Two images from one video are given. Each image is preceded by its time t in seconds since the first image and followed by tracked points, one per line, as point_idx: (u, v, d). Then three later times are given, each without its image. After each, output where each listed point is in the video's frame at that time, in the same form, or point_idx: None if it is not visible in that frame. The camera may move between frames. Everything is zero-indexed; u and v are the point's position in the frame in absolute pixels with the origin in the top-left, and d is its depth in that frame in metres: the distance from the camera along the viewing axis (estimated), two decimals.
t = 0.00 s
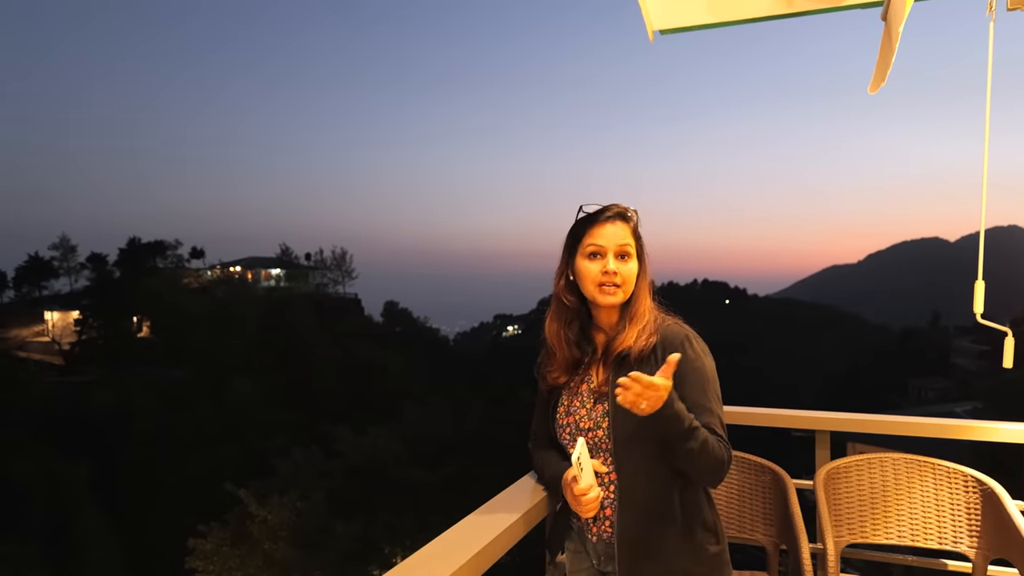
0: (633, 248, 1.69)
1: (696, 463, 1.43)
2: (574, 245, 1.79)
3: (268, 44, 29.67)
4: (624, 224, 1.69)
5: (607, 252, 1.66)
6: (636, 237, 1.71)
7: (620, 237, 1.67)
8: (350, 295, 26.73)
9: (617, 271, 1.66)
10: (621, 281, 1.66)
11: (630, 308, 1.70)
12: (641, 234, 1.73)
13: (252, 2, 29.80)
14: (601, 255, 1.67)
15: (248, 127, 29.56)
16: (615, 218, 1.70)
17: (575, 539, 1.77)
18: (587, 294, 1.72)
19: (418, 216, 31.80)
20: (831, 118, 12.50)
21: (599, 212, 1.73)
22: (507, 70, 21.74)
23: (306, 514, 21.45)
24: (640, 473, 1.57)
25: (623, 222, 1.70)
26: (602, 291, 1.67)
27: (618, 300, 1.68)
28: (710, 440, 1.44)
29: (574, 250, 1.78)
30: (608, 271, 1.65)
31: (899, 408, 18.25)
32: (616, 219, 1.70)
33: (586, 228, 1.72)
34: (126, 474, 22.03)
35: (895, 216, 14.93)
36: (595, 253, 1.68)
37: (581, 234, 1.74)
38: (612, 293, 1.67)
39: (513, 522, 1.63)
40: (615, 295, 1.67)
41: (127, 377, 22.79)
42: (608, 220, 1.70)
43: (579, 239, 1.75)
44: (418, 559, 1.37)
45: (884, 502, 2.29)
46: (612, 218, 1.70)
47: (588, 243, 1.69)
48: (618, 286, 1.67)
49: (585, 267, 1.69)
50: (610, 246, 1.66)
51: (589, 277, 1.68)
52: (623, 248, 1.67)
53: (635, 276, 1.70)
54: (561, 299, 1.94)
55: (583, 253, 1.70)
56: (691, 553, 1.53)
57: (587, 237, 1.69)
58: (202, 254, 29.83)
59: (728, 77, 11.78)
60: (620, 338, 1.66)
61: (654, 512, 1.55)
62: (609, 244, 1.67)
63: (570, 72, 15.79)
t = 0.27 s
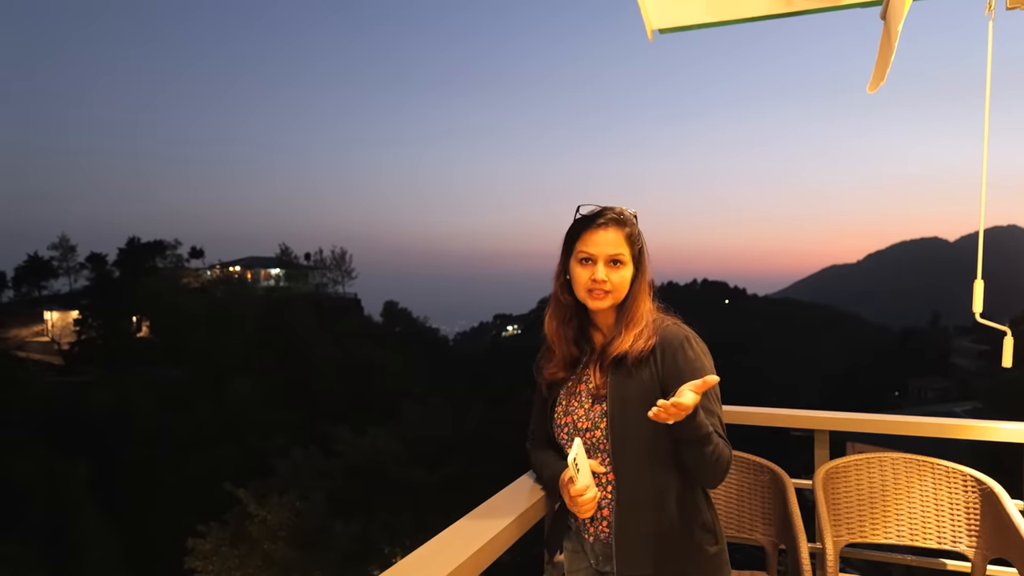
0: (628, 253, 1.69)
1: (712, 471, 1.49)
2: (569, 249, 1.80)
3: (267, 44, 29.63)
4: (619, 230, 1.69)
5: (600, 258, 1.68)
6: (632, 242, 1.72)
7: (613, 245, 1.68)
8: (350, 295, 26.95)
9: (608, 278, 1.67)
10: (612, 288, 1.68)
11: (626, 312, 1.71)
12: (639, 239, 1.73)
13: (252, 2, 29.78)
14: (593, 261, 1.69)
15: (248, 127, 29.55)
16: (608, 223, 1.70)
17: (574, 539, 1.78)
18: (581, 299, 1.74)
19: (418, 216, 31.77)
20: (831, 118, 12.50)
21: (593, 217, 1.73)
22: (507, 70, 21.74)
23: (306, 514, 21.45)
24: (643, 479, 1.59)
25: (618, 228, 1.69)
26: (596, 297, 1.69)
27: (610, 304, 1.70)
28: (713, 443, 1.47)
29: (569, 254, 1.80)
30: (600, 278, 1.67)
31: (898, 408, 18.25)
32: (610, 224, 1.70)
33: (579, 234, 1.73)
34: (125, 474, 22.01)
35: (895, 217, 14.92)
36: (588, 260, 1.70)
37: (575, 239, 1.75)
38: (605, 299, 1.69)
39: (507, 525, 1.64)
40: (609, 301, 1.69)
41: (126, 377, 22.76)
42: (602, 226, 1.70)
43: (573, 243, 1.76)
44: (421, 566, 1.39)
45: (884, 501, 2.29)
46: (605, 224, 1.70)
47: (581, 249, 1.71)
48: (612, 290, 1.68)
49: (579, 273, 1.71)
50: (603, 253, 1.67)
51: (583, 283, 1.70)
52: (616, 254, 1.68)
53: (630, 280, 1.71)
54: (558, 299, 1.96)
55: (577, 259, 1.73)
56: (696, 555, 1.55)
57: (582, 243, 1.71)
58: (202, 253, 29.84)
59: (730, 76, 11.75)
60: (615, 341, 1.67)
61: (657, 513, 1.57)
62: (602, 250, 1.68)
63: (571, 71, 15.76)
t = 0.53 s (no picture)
0: (628, 257, 1.70)
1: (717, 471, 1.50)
2: (568, 253, 1.81)
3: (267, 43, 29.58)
4: (618, 234, 1.69)
5: (601, 263, 1.68)
6: (631, 246, 1.72)
7: (613, 248, 1.68)
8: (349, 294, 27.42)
9: (609, 283, 1.68)
10: (613, 292, 1.68)
11: (626, 314, 1.72)
12: (638, 242, 1.73)
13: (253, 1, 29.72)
14: (593, 266, 1.69)
15: (248, 127, 29.55)
16: (607, 228, 1.70)
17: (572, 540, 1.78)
18: (582, 303, 1.74)
19: (418, 216, 31.76)
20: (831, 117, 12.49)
21: (593, 221, 1.72)
22: (507, 69, 21.74)
23: (305, 514, 21.39)
24: (648, 479, 1.59)
25: (618, 232, 1.70)
26: (597, 300, 1.69)
27: (611, 308, 1.70)
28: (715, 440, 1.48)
29: (569, 257, 1.80)
30: (601, 283, 1.67)
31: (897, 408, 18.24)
32: (609, 229, 1.70)
33: (578, 239, 1.73)
34: (124, 474, 22.01)
35: (894, 216, 14.91)
36: (588, 265, 1.70)
37: (575, 242, 1.75)
38: (605, 303, 1.69)
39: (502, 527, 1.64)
40: (609, 304, 1.70)
41: (126, 377, 22.79)
42: (602, 231, 1.70)
43: (572, 247, 1.76)
44: (420, 565, 1.39)
45: (881, 501, 2.29)
46: (605, 228, 1.70)
47: (581, 254, 1.71)
48: (612, 294, 1.68)
49: (578, 277, 1.71)
50: (603, 258, 1.67)
51: (583, 287, 1.70)
52: (616, 259, 1.68)
53: (630, 283, 1.71)
54: (557, 302, 1.96)
55: (576, 264, 1.72)
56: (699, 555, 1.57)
57: (581, 248, 1.71)
58: (201, 253, 29.87)
59: (729, 75, 11.73)
60: (616, 344, 1.67)
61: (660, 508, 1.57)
62: (602, 255, 1.68)
63: (569, 70, 15.74)
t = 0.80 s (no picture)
0: (625, 258, 1.70)
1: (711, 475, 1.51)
2: (565, 254, 1.81)
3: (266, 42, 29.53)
4: (615, 235, 1.69)
5: (597, 265, 1.68)
6: (628, 247, 1.72)
7: (610, 250, 1.68)
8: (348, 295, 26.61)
9: (607, 284, 1.68)
10: (612, 293, 1.69)
11: (623, 316, 1.72)
12: (634, 244, 1.74)
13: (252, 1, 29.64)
14: (591, 267, 1.69)
15: (247, 127, 29.50)
16: (604, 229, 1.70)
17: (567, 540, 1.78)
18: (579, 305, 1.75)
19: (417, 216, 31.69)
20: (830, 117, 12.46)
21: (589, 223, 1.72)
22: (507, 68, 21.69)
23: (303, 515, 21.68)
24: (645, 479, 1.60)
25: (614, 233, 1.70)
26: (594, 301, 1.69)
27: (608, 310, 1.71)
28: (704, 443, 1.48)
29: (565, 258, 1.80)
30: (599, 285, 1.68)
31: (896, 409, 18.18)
32: (606, 230, 1.70)
33: (575, 240, 1.73)
34: (123, 474, 22.05)
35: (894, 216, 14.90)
36: (585, 266, 1.70)
37: (572, 244, 1.75)
38: (603, 303, 1.69)
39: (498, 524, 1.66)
40: (605, 306, 1.70)
41: (125, 377, 22.82)
42: (599, 233, 1.70)
43: (568, 248, 1.77)
44: (415, 565, 1.40)
45: (877, 501, 2.30)
46: (602, 230, 1.70)
47: (578, 256, 1.71)
48: (610, 295, 1.69)
49: (576, 279, 1.71)
50: (600, 260, 1.68)
51: (581, 289, 1.70)
52: (614, 260, 1.68)
53: (627, 283, 1.71)
54: (555, 303, 1.95)
55: (573, 266, 1.72)
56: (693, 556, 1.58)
57: (578, 250, 1.71)
58: (199, 253, 29.92)
59: (727, 75, 11.71)
60: (613, 345, 1.67)
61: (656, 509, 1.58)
62: (599, 257, 1.68)
63: (568, 70, 15.70)
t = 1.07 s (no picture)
0: (617, 252, 1.71)
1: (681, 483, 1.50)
2: (557, 249, 1.82)
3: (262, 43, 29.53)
4: (606, 229, 1.71)
5: (589, 258, 1.69)
6: (619, 241, 1.73)
7: (602, 243, 1.69)
8: (344, 295, 27.09)
9: (599, 277, 1.69)
10: (604, 287, 1.69)
11: (616, 312, 1.73)
12: (627, 238, 1.75)
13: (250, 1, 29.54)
14: (583, 262, 1.71)
15: (242, 126, 29.43)
16: (596, 223, 1.72)
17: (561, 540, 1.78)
18: (572, 300, 1.76)
19: (413, 216, 31.60)
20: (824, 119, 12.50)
21: (581, 217, 1.74)
22: (505, 68, 21.66)
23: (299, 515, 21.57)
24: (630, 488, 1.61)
25: (606, 227, 1.71)
26: (587, 296, 1.70)
27: (601, 305, 1.71)
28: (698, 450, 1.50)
29: (558, 254, 1.81)
30: (591, 278, 1.68)
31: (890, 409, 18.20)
32: (598, 224, 1.71)
33: (567, 234, 1.75)
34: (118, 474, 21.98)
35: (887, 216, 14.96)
36: (577, 260, 1.71)
37: (565, 238, 1.76)
38: (595, 298, 1.70)
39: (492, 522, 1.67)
40: (598, 302, 1.71)
41: (119, 377, 22.75)
42: (591, 226, 1.71)
43: (562, 243, 1.78)
44: (406, 564, 1.40)
45: (868, 499, 2.31)
46: (594, 223, 1.71)
47: (570, 250, 1.72)
48: (602, 289, 1.69)
49: (569, 274, 1.73)
50: (592, 253, 1.69)
51: (573, 283, 1.72)
52: (606, 253, 1.70)
53: (620, 278, 1.72)
54: (549, 301, 1.96)
55: (566, 260, 1.74)
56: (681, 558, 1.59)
57: (571, 243, 1.72)
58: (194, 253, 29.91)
59: (719, 77, 11.76)
60: (607, 343, 1.68)
61: (637, 521, 1.60)
62: (591, 250, 1.69)
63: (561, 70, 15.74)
